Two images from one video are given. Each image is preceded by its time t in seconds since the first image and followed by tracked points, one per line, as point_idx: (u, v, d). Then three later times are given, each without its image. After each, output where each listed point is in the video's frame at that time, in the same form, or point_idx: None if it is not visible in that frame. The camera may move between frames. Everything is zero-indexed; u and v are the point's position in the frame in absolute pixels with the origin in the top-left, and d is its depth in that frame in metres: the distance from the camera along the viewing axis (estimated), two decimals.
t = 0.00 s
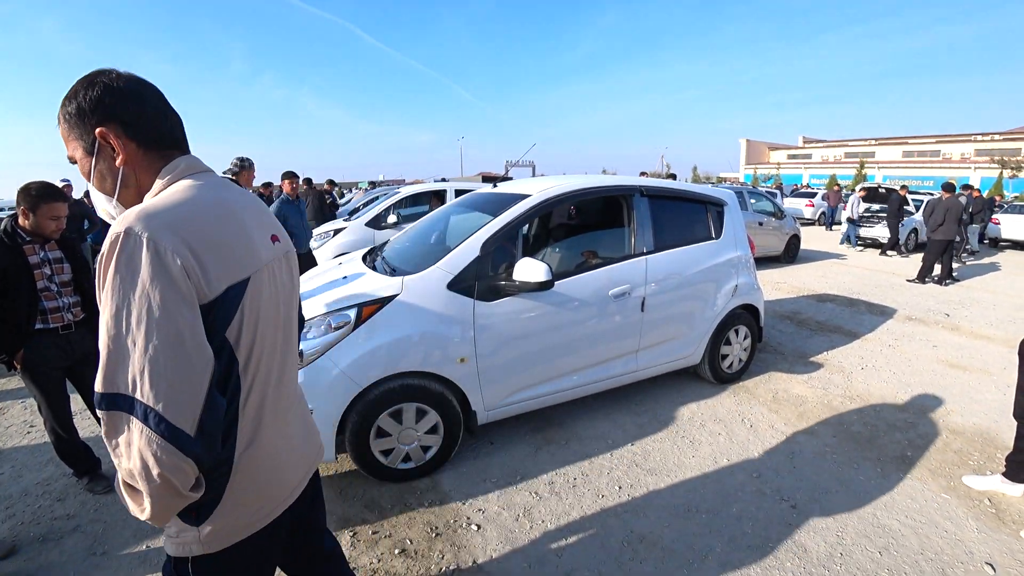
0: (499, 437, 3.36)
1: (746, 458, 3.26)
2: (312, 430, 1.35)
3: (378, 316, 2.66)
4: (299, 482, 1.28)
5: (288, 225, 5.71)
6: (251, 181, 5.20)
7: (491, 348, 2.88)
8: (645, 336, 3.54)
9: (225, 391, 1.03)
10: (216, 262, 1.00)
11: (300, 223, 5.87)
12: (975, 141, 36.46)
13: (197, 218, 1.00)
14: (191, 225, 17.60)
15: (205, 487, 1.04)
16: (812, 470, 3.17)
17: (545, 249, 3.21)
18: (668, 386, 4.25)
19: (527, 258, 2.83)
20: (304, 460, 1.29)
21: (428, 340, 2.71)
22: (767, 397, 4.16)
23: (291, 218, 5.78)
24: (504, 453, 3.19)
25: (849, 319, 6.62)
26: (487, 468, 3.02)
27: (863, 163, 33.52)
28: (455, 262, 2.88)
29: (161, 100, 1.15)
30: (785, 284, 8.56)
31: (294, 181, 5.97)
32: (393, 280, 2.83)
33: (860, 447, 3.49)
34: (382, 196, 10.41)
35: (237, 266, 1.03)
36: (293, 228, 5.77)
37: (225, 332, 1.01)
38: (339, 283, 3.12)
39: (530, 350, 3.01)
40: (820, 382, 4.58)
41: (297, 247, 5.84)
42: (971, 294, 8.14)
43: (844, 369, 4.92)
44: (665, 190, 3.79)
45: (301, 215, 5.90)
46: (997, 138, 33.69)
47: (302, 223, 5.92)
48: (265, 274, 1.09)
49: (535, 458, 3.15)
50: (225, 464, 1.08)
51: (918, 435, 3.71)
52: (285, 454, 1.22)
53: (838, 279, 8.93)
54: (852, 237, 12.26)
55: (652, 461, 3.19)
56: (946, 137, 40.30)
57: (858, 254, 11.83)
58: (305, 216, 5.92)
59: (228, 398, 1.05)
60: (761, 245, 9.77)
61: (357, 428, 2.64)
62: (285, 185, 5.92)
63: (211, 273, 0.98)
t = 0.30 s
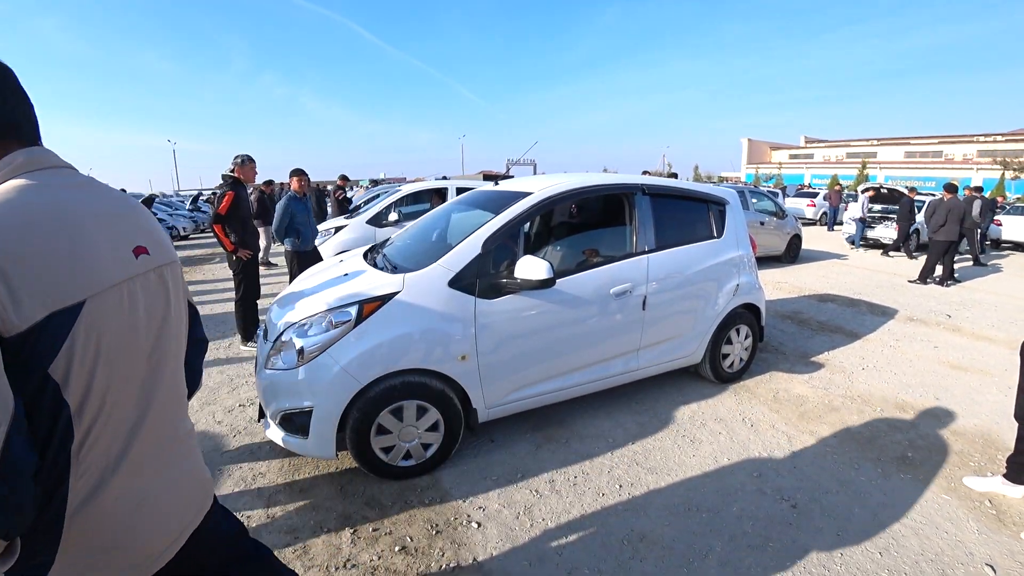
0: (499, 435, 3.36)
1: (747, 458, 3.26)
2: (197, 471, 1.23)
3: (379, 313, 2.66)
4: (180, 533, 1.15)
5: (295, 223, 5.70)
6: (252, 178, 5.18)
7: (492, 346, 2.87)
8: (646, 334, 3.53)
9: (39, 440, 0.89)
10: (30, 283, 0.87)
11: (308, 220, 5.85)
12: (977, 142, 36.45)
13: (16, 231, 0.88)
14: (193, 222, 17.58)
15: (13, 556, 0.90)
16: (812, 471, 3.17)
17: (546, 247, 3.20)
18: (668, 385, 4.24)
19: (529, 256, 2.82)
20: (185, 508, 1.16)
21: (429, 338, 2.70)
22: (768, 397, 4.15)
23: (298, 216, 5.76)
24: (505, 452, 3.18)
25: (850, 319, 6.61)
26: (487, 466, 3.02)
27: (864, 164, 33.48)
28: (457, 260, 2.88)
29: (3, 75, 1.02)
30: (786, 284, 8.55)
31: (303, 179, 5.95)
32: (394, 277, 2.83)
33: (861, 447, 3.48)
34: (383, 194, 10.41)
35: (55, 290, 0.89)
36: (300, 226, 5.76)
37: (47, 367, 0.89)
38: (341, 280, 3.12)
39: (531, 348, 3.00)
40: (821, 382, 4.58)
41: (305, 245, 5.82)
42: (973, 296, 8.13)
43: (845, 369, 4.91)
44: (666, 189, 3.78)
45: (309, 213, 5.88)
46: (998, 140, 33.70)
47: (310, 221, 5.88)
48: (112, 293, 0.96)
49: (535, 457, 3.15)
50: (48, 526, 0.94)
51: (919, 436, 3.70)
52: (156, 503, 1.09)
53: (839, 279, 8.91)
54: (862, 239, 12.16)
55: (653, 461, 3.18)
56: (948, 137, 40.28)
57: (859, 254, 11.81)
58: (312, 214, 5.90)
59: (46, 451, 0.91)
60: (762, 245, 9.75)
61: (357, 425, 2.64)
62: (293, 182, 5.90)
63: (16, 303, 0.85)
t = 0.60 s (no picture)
0: (496, 433, 3.35)
1: (744, 460, 3.26)
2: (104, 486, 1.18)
3: (377, 309, 2.65)
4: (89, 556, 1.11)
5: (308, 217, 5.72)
6: (251, 172, 5.15)
7: (490, 344, 2.87)
8: (644, 335, 3.53)
9: None
10: None
11: (321, 216, 5.87)
12: (978, 148, 36.50)
13: None
14: (193, 216, 17.56)
15: None
16: (809, 474, 3.17)
17: (546, 246, 3.20)
18: (666, 386, 4.24)
19: (529, 255, 2.82)
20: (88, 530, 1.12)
21: (428, 335, 2.70)
22: (766, 399, 4.15)
23: (313, 210, 5.80)
24: (502, 450, 3.18)
25: (849, 323, 6.61)
26: (484, 465, 3.02)
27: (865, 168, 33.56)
28: (456, 257, 2.88)
29: None
30: (785, 287, 8.55)
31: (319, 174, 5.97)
32: (394, 273, 2.82)
33: (858, 451, 3.48)
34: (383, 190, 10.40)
35: None
36: (314, 221, 5.79)
37: None
38: (340, 276, 3.11)
39: (529, 347, 3.00)
40: (819, 385, 4.57)
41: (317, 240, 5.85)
42: (972, 302, 8.13)
43: (842, 373, 4.91)
44: (667, 190, 3.78)
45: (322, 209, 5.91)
46: (999, 146, 33.74)
47: (323, 216, 5.91)
48: None
49: (532, 456, 3.14)
50: None
51: (916, 441, 3.70)
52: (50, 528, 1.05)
53: (839, 284, 8.92)
54: (864, 250, 12.22)
55: (649, 462, 3.17)
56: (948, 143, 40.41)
57: (859, 258, 11.81)
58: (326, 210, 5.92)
59: None
60: (762, 247, 9.75)
61: (354, 422, 2.64)
62: (309, 177, 5.92)
63: None
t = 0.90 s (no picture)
0: (494, 433, 3.35)
1: (742, 460, 3.26)
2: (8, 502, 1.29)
3: (376, 308, 2.65)
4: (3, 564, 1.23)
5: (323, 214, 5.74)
6: (248, 170, 5.21)
7: (489, 344, 2.87)
8: (643, 335, 3.53)
9: None
10: None
11: (335, 212, 5.89)
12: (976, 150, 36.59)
13: None
14: (191, 214, 17.52)
15: None
16: (807, 474, 3.17)
17: (545, 246, 3.19)
18: (665, 386, 4.24)
19: (528, 255, 2.81)
20: None
21: (426, 335, 2.70)
22: (764, 399, 4.16)
23: (328, 206, 5.81)
24: (500, 450, 3.17)
25: (847, 324, 6.62)
26: (482, 464, 3.02)
27: (863, 169, 33.63)
28: (455, 256, 2.87)
29: None
30: (783, 287, 8.56)
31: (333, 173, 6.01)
32: (392, 273, 2.81)
33: (856, 451, 3.49)
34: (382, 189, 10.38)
35: None
36: (329, 217, 5.81)
37: None
38: (338, 275, 3.10)
39: (527, 347, 3.00)
40: (817, 386, 4.58)
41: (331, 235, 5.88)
42: (969, 303, 8.15)
43: (840, 374, 4.92)
44: (666, 190, 3.78)
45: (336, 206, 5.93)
46: (997, 147, 33.82)
47: (337, 212, 5.94)
48: None
49: (530, 456, 3.14)
50: None
51: (913, 441, 3.71)
52: None
53: (836, 284, 8.93)
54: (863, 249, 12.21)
55: (648, 462, 3.17)
56: (946, 144, 40.49)
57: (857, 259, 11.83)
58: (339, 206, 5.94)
59: None
60: (761, 248, 9.76)
61: (352, 421, 2.63)
62: (324, 174, 5.95)
63: None
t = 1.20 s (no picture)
0: (493, 433, 3.35)
1: (741, 460, 3.26)
2: None
3: (375, 309, 2.65)
4: None
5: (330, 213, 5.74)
6: (248, 171, 5.21)
7: (488, 344, 2.87)
8: (642, 335, 3.53)
9: None
10: None
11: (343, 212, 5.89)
12: (973, 150, 36.68)
13: None
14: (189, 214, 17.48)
15: None
16: (805, 474, 3.17)
17: (544, 246, 3.20)
18: (664, 387, 4.24)
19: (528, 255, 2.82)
20: None
21: (425, 335, 2.70)
22: (762, 399, 4.16)
23: (336, 206, 5.82)
24: (499, 451, 3.17)
25: (845, 324, 6.63)
26: (482, 465, 3.02)
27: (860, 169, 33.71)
28: (454, 257, 2.87)
29: None
30: (781, 287, 8.57)
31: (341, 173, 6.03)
32: (391, 273, 2.81)
33: (855, 451, 3.50)
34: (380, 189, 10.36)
35: None
36: (337, 217, 5.81)
37: None
38: (337, 275, 3.09)
39: (527, 347, 3.00)
40: (816, 386, 4.59)
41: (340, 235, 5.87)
42: (966, 303, 8.17)
43: (838, 374, 4.93)
44: (665, 190, 3.78)
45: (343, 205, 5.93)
46: (994, 147, 33.91)
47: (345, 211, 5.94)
48: None
49: (530, 456, 3.14)
50: None
51: (911, 441, 3.71)
52: None
53: (834, 284, 8.95)
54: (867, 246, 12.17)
55: (647, 462, 3.16)
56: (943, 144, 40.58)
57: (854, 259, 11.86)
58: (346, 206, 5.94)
59: None
60: (759, 248, 9.77)
61: (352, 422, 2.63)
62: (332, 175, 5.97)
63: None
